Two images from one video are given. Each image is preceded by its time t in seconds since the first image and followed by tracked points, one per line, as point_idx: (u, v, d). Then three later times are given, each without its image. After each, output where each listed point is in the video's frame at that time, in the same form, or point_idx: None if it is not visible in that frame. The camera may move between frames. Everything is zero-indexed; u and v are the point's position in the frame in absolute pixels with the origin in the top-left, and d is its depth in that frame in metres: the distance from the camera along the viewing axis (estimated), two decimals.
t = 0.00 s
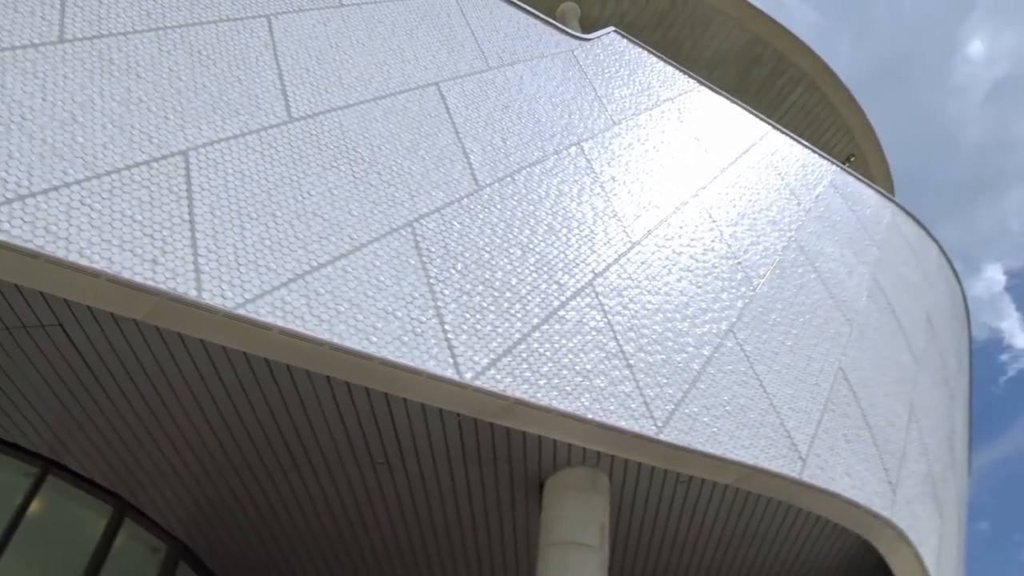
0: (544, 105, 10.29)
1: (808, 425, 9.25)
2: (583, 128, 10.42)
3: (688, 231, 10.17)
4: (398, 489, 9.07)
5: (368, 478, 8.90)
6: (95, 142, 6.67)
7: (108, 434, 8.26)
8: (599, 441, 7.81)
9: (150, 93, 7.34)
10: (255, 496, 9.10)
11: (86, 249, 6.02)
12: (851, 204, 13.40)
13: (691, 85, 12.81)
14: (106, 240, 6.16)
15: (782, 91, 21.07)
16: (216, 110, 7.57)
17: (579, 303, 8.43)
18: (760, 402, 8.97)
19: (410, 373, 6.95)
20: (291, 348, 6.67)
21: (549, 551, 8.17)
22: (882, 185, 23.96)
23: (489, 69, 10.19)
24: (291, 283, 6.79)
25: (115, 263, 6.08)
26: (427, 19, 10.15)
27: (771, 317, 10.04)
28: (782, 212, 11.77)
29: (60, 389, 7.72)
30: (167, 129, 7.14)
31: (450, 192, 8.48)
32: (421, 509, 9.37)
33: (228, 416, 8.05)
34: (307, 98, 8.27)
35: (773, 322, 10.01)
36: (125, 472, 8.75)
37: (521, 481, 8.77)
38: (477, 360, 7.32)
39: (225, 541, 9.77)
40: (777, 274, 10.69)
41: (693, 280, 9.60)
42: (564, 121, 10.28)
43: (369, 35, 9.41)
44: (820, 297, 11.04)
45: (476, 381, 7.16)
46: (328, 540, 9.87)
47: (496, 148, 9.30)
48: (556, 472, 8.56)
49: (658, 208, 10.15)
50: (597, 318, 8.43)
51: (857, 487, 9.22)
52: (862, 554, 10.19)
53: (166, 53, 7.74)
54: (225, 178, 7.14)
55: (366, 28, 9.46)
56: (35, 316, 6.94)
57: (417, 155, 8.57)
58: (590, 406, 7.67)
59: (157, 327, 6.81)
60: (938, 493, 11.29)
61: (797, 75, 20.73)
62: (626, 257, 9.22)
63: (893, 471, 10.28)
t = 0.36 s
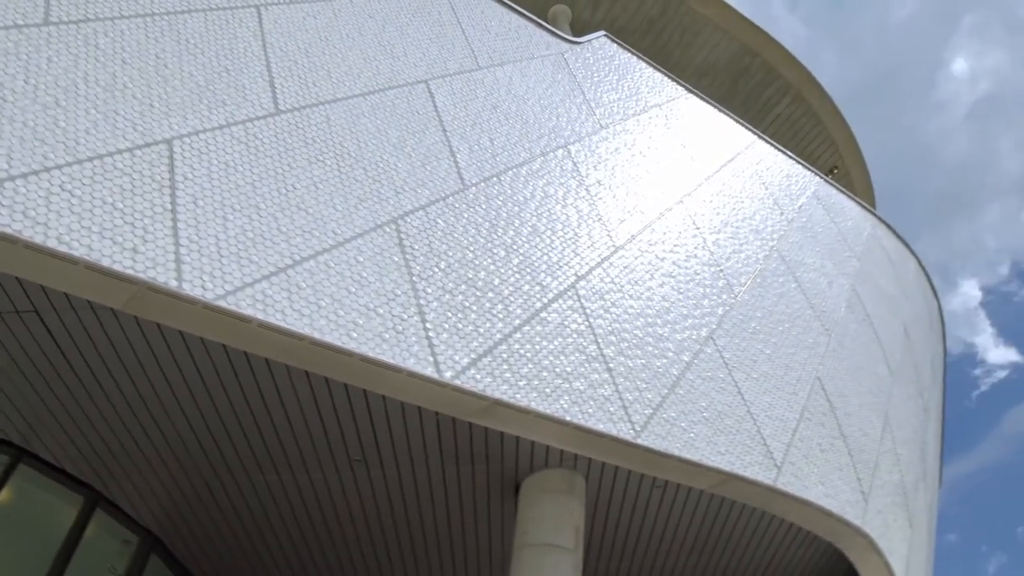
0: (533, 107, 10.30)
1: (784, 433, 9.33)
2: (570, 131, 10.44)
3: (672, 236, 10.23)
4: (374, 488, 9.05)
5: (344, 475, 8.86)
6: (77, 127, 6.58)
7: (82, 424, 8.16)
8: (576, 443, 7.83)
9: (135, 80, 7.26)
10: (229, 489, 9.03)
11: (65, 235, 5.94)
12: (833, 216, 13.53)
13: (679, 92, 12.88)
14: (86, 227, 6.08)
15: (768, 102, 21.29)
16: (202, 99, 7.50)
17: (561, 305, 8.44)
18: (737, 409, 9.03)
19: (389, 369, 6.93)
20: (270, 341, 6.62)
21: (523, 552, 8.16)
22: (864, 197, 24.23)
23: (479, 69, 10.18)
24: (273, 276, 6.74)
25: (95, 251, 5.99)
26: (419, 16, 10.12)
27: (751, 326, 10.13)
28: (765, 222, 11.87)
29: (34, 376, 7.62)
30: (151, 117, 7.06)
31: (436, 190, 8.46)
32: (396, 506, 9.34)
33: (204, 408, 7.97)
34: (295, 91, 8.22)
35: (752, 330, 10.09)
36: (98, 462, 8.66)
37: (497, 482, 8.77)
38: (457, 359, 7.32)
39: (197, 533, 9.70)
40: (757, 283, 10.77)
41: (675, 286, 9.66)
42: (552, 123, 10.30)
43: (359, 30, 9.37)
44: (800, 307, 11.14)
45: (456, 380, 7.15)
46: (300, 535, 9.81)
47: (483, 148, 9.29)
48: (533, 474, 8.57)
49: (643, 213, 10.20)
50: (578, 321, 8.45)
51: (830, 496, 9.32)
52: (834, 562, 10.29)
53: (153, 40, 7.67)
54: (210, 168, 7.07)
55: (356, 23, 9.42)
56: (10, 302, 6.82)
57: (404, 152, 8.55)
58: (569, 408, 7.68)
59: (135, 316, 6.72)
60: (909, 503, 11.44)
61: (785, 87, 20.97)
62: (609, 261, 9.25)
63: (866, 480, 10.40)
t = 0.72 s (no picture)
0: (522, 108, 10.31)
1: (760, 440, 9.40)
2: (558, 133, 10.46)
3: (656, 242, 10.27)
4: (351, 485, 9.02)
5: (321, 470, 8.81)
6: (61, 112, 6.49)
7: (56, 412, 8.03)
8: (555, 445, 7.84)
9: (122, 66, 7.17)
10: (204, 481, 8.95)
11: (46, 221, 5.85)
12: (815, 226, 13.65)
13: (667, 98, 12.94)
14: (66, 213, 5.99)
15: (755, 112, 21.48)
16: (189, 88, 7.43)
17: (544, 307, 8.45)
18: (715, 415, 9.09)
19: (370, 366, 6.90)
20: (250, 334, 6.57)
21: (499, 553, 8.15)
22: (846, 208, 24.49)
23: (469, 68, 10.17)
24: (256, 270, 6.69)
25: (75, 238, 5.91)
26: (410, 12, 10.09)
27: (731, 333, 10.20)
28: (748, 230, 11.96)
29: (9, 362, 7.48)
30: (137, 104, 6.98)
31: (422, 188, 8.44)
32: (372, 503, 9.31)
33: (182, 400, 7.89)
34: (283, 84, 8.16)
35: (732, 337, 10.16)
36: (71, 451, 8.53)
37: (474, 482, 8.76)
38: (438, 358, 7.30)
39: (169, 524, 9.61)
40: (738, 290, 10.85)
41: (657, 291, 9.70)
42: (540, 125, 10.31)
43: (351, 25, 9.32)
44: (780, 315, 11.23)
45: (436, 379, 7.14)
46: (274, 529, 9.76)
47: (471, 148, 9.28)
48: (511, 475, 8.57)
49: (629, 218, 10.23)
50: (561, 324, 8.46)
51: (804, 503, 9.41)
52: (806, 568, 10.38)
53: (141, 27, 7.58)
54: (194, 158, 7.01)
55: (348, 18, 9.38)
56: None
57: (392, 148, 8.52)
58: (548, 410, 7.70)
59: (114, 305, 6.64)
60: (881, 513, 11.57)
61: (772, 97, 21.16)
62: (593, 265, 9.27)
63: (840, 489, 10.51)
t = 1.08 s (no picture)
0: (510, 109, 10.31)
1: (737, 447, 9.47)
2: (546, 135, 10.48)
3: (639, 247, 10.31)
4: (328, 482, 8.98)
5: (298, 466, 8.76)
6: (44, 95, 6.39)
7: (30, 401, 7.93)
8: (533, 446, 7.84)
9: (108, 52, 7.08)
10: (178, 475, 8.86)
11: (25, 206, 5.76)
12: (797, 236, 13.77)
13: (655, 104, 13.00)
14: (46, 198, 5.90)
15: (741, 120, 21.64)
16: (176, 76, 7.36)
17: (527, 308, 8.46)
18: (693, 421, 9.14)
19: (350, 362, 6.86)
20: (230, 327, 6.51)
21: (473, 553, 8.14)
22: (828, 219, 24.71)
23: (458, 67, 10.16)
24: (238, 262, 6.63)
25: (54, 224, 5.82)
26: (402, 9, 10.06)
27: (712, 340, 10.27)
28: (731, 238, 12.04)
29: None
30: (122, 91, 6.90)
31: (408, 185, 8.41)
32: (348, 501, 9.26)
33: (159, 392, 7.81)
34: (272, 76, 8.11)
35: (713, 344, 10.23)
36: (44, 441, 8.42)
37: (451, 481, 8.75)
38: (418, 356, 7.28)
39: (142, 517, 9.52)
40: (720, 298, 10.92)
41: (639, 296, 9.74)
42: (528, 127, 10.32)
43: (342, 19, 9.28)
44: (760, 324, 11.32)
45: (416, 377, 7.11)
46: (248, 524, 9.69)
47: (458, 147, 9.27)
48: (488, 475, 8.56)
49: (613, 222, 10.27)
50: (542, 325, 8.47)
51: (778, 510, 9.49)
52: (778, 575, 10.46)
53: (129, 13, 7.50)
54: (179, 147, 6.94)
55: (339, 12, 9.34)
56: None
57: (379, 144, 8.49)
58: (527, 411, 7.70)
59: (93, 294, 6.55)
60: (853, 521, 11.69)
61: (759, 107, 21.35)
62: (576, 268, 9.29)
63: (814, 497, 10.60)
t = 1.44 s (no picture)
0: (500, 109, 10.31)
1: (715, 453, 9.53)
2: (535, 137, 10.49)
3: (624, 251, 10.35)
4: (305, 478, 8.93)
5: (275, 462, 8.70)
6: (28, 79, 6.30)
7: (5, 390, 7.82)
8: (512, 447, 7.84)
9: (95, 38, 7.00)
10: (154, 467, 8.78)
11: (5, 191, 5.67)
12: (780, 245, 13.87)
13: (643, 109, 13.05)
14: (28, 184, 5.81)
15: (729, 127, 21.76)
16: (163, 65, 7.29)
17: (510, 309, 8.46)
18: (673, 426, 9.18)
19: (331, 358, 6.82)
20: (211, 320, 6.45)
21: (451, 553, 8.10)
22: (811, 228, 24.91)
23: (448, 65, 10.14)
24: (221, 254, 6.57)
25: (35, 210, 5.73)
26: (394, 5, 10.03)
27: (694, 346, 10.33)
28: (715, 245, 12.11)
29: None
30: (108, 77, 6.82)
31: (395, 182, 8.39)
32: (325, 497, 9.21)
33: (137, 384, 7.73)
34: (261, 68, 8.05)
35: (694, 350, 10.29)
36: (18, 431, 8.31)
37: (430, 480, 8.73)
38: (400, 353, 7.26)
39: (115, 508, 9.42)
40: (702, 304, 10.98)
41: (622, 299, 9.78)
42: (516, 127, 10.32)
43: (334, 14, 9.24)
44: (741, 331, 11.39)
45: (398, 375, 7.08)
46: (223, 518, 9.61)
47: (446, 145, 9.25)
48: (467, 475, 8.55)
49: (599, 225, 10.30)
50: (525, 326, 8.47)
51: (754, 516, 9.55)
52: None
53: None
54: (165, 137, 6.87)
55: (331, 6, 9.30)
56: None
57: (367, 140, 8.45)
58: (508, 412, 7.70)
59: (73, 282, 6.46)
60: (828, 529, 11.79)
61: (748, 115, 21.52)
62: (561, 270, 9.30)
63: (790, 504, 10.68)
